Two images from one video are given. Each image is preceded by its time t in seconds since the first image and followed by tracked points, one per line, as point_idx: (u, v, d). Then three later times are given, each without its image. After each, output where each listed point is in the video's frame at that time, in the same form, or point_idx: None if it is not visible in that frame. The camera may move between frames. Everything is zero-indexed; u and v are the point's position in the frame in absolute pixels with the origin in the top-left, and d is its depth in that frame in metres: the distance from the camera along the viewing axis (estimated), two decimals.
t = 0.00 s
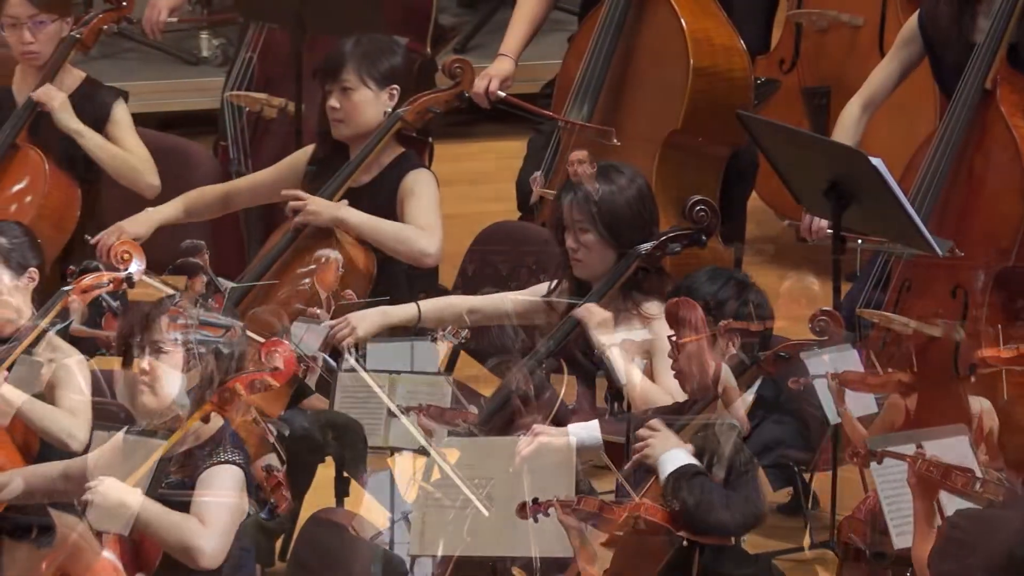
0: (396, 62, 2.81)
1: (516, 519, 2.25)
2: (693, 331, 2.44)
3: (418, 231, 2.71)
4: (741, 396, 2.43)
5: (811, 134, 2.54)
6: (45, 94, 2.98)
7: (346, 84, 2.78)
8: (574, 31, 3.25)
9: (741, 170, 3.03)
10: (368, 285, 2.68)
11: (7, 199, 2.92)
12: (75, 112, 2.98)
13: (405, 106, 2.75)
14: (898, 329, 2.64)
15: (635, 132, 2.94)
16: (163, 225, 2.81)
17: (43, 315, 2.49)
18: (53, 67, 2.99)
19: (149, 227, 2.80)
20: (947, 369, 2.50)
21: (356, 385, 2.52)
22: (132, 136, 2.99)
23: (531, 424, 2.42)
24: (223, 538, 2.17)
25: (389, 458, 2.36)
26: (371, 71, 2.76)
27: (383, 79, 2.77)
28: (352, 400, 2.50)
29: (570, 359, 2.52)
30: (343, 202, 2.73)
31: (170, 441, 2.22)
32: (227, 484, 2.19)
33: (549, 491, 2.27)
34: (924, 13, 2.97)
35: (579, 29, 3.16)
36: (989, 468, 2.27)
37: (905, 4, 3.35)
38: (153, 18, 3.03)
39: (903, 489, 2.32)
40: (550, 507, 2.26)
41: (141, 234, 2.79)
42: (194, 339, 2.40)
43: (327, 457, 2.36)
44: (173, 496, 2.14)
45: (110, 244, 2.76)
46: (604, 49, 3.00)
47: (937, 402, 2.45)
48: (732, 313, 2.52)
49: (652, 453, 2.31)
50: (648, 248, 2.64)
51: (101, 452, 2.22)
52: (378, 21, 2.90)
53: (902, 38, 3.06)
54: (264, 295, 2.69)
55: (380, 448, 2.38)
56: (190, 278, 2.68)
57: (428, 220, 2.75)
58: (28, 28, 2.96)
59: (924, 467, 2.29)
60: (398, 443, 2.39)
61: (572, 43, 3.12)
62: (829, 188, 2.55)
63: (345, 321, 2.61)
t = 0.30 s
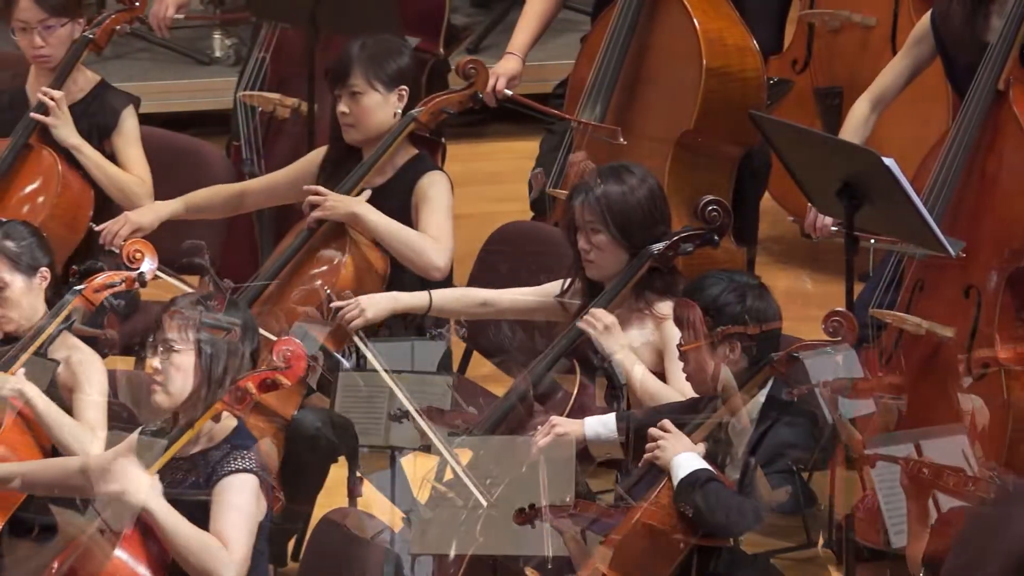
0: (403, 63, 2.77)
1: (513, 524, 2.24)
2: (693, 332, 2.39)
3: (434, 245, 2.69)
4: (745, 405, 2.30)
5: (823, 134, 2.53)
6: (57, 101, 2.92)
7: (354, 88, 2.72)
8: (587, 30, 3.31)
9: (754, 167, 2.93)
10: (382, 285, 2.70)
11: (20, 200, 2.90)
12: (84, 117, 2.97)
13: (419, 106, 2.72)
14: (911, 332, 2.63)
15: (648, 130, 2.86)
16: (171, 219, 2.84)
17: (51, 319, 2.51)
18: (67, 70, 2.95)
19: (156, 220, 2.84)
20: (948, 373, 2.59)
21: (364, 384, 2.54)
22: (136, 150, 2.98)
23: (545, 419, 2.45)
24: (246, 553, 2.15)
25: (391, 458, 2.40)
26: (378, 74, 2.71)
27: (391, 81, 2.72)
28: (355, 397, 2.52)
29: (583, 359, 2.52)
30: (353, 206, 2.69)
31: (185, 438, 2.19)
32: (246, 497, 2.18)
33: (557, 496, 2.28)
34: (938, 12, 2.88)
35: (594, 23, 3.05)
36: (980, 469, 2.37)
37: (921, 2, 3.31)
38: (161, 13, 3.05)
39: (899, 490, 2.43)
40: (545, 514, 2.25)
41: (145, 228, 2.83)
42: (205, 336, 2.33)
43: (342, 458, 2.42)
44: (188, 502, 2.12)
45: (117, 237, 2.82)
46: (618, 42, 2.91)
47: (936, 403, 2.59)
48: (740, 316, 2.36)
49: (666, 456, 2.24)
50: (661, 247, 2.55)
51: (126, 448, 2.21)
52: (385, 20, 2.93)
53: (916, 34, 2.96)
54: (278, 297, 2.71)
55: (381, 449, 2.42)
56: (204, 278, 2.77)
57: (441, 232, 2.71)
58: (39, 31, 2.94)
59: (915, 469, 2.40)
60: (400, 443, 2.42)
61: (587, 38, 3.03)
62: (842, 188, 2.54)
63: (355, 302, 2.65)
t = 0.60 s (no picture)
0: (406, 67, 2.70)
1: (512, 521, 2.31)
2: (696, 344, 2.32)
3: (459, 270, 2.70)
4: (754, 408, 2.17)
5: (837, 134, 2.53)
6: (69, 102, 2.88)
7: (359, 97, 2.65)
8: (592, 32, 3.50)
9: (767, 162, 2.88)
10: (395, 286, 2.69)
11: (33, 201, 2.87)
12: (97, 117, 2.97)
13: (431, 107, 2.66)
14: (924, 332, 2.62)
15: (663, 130, 2.84)
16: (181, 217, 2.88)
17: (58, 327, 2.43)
18: (80, 71, 2.92)
19: (166, 220, 2.83)
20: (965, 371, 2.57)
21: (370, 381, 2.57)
22: (149, 151, 2.97)
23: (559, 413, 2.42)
24: (267, 560, 2.08)
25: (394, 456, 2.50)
26: (382, 81, 2.65)
27: (396, 86, 2.67)
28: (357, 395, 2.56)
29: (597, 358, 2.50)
30: (383, 213, 2.64)
31: (196, 442, 2.12)
32: (261, 504, 2.09)
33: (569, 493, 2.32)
34: (952, 13, 2.85)
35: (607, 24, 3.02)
36: (978, 470, 2.54)
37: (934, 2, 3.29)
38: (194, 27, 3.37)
39: (896, 491, 2.63)
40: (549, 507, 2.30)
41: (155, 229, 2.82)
42: (218, 328, 2.21)
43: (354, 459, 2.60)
44: (204, 506, 2.09)
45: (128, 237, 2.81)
46: (633, 41, 2.87)
47: (950, 402, 2.58)
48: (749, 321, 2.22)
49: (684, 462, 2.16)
50: (676, 249, 2.48)
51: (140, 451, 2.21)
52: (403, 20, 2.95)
53: (928, 33, 2.92)
54: (291, 298, 2.69)
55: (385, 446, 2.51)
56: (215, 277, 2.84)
57: (464, 255, 2.72)
58: (50, 36, 2.90)
59: (913, 472, 2.60)
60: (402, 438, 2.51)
61: (599, 40, 3.00)
62: (857, 189, 2.54)
63: (368, 306, 2.63)
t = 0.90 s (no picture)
0: (421, 65, 2.64)
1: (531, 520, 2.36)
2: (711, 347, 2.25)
3: (473, 272, 2.58)
4: (768, 410, 2.19)
5: (848, 134, 2.54)
6: (80, 101, 2.88)
7: (371, 96, 2.60)
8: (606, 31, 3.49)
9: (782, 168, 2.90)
10: (407, 284, 2.61)
11: (45, 202, 2.87)
12: (109, 118, 2.97)
13: (444, 105, 2.62)
14: (938, 333, 2.59)
15: (674, 130, 2.83)
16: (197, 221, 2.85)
17: (69, 331, 2.41)
18: (92, 72, 2.93)
19: (182, 227, 2.81)
20: (978, 373, 2.55)
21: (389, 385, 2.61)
22: (160, 152, 2.96)
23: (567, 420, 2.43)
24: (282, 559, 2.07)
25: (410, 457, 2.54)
26: (396, 80, 2.60)
27: (410, 85, 2.62)
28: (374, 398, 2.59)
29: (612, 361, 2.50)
30: (396, 217, 2.57)
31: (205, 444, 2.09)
32: (274, 504, 2.09)
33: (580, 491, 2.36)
34: (962, 17, 2.82)
35: (621, 24, 3.01)
36: (999, 473, 2.54)
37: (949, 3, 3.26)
38: (236, 49, 3.52)
39: (921, 494, 2.64)
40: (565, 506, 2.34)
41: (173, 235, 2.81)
42: (228, 328, 2.16)
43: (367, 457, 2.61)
44: (219, 508, 2.11)
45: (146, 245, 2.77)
46: (644, 41, 2.86)
47: (963, 402, 2.57)
48: (760, 324, 2.15)
49: (709, 466, 2.15)
50: (690, 250, 2.42)
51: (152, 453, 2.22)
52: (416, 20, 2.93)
53: (941, 36, 2.90)
54: (303, 297, 2.64)
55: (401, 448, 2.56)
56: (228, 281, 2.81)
57: (477, 257, 2.60)
58: (61, 39, 2.89)
59: (935, 473, 2.63)
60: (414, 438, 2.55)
61: (611, 41, 2.99)
62: (868, 189, 2.55)
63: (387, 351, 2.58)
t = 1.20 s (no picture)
0: (434, 65, 2.64)
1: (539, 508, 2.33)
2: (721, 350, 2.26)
3: (485, 275, 2.58)
4: (782, 410, 2.19)
5: (860, 134, 2.54)
6: (92, 101, 2.88)
7: (385, 96, 2.60)
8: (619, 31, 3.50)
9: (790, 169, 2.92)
10: (420, 284, 2.61)
11: (58, 201, 2.87)
12: (121, 117, 2.97)
13: (457, 106, 2.63)
14: (950, 334, 2.60)
15: (686, 130, 2.83)
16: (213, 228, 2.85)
17: (84, 331, 2.42)
18: (104, 72, 2.93)
19: (199, 235, 2.81)
20: (989, 374, 2.55)
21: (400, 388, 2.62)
22: (172, 153, 2.96)
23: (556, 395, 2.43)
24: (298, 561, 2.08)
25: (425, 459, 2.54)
26: (409, 79, 2.60)
27: (423, 84, 2.62)
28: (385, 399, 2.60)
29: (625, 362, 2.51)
30: (410, 222, 2.58)
31: (218, 445, 2.09)
32: (292, 507, 2.09)
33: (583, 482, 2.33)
34: (973, 19, 2.78)
35: (633, 24, 3.01)
36: (1011, 473, 2.54)
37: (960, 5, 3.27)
38: (255, 58, 3.51)
39: (933, 495, 2.64)
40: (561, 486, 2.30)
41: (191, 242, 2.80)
42: (238, 330, 2.15)
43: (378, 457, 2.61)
44: (233, 509, 2.11)
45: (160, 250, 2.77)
46: (656, 41, 2.86)
47: (976, 403, 2.57)
48: (769, 328, 2.14)
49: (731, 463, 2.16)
50: (705, 252, 2.42)
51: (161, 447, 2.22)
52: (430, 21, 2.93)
53: (957, 48, 2.85)
54: (316, 297, 2.64)
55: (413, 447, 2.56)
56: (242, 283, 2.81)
57: (490, 260, 2.60)
58: (74, 38, 2.88)
59: (947, 474, 2.63)
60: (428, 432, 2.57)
61: (623, 41, 2.99)
62: (881, 189, 2.55)
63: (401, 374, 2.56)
